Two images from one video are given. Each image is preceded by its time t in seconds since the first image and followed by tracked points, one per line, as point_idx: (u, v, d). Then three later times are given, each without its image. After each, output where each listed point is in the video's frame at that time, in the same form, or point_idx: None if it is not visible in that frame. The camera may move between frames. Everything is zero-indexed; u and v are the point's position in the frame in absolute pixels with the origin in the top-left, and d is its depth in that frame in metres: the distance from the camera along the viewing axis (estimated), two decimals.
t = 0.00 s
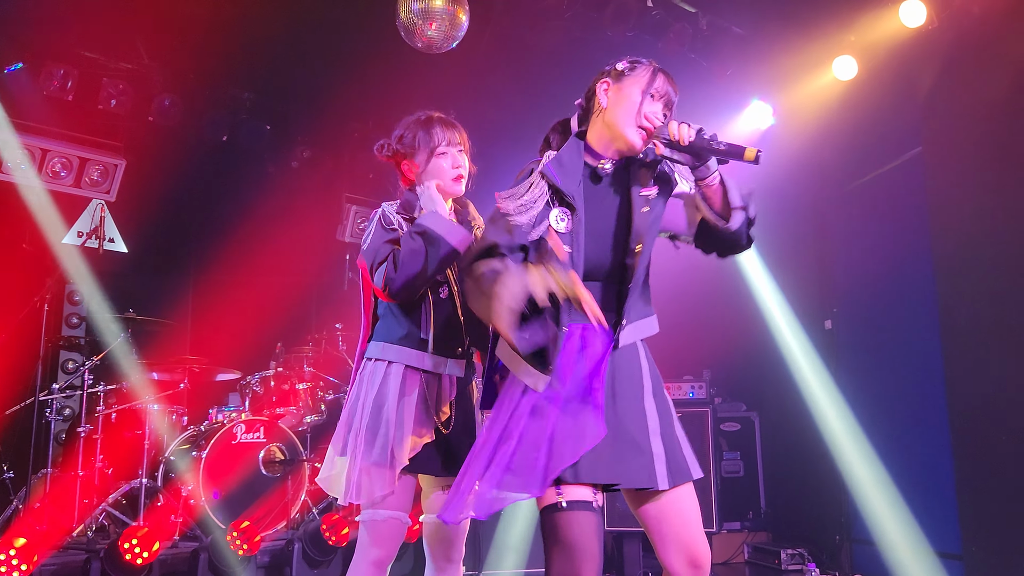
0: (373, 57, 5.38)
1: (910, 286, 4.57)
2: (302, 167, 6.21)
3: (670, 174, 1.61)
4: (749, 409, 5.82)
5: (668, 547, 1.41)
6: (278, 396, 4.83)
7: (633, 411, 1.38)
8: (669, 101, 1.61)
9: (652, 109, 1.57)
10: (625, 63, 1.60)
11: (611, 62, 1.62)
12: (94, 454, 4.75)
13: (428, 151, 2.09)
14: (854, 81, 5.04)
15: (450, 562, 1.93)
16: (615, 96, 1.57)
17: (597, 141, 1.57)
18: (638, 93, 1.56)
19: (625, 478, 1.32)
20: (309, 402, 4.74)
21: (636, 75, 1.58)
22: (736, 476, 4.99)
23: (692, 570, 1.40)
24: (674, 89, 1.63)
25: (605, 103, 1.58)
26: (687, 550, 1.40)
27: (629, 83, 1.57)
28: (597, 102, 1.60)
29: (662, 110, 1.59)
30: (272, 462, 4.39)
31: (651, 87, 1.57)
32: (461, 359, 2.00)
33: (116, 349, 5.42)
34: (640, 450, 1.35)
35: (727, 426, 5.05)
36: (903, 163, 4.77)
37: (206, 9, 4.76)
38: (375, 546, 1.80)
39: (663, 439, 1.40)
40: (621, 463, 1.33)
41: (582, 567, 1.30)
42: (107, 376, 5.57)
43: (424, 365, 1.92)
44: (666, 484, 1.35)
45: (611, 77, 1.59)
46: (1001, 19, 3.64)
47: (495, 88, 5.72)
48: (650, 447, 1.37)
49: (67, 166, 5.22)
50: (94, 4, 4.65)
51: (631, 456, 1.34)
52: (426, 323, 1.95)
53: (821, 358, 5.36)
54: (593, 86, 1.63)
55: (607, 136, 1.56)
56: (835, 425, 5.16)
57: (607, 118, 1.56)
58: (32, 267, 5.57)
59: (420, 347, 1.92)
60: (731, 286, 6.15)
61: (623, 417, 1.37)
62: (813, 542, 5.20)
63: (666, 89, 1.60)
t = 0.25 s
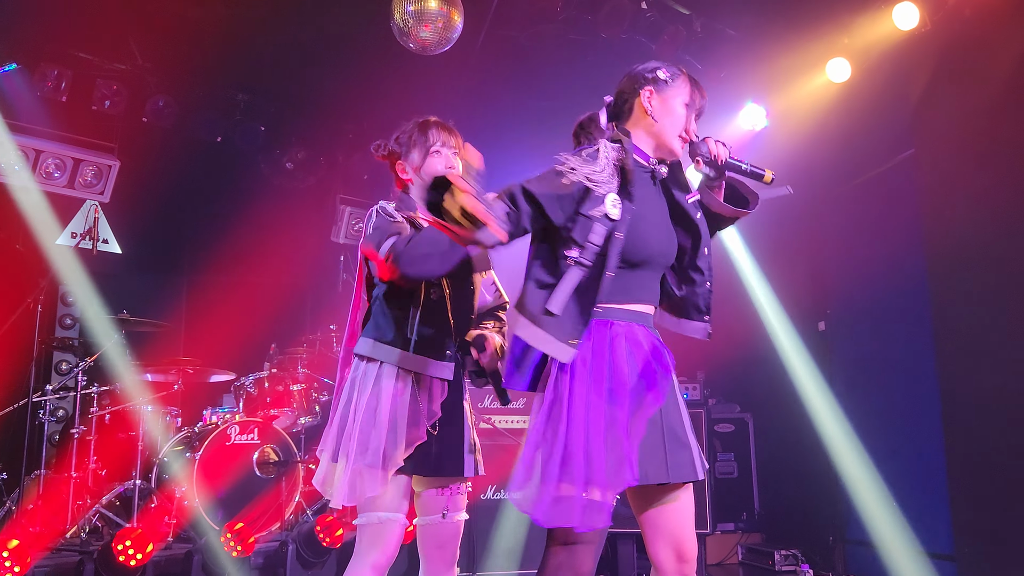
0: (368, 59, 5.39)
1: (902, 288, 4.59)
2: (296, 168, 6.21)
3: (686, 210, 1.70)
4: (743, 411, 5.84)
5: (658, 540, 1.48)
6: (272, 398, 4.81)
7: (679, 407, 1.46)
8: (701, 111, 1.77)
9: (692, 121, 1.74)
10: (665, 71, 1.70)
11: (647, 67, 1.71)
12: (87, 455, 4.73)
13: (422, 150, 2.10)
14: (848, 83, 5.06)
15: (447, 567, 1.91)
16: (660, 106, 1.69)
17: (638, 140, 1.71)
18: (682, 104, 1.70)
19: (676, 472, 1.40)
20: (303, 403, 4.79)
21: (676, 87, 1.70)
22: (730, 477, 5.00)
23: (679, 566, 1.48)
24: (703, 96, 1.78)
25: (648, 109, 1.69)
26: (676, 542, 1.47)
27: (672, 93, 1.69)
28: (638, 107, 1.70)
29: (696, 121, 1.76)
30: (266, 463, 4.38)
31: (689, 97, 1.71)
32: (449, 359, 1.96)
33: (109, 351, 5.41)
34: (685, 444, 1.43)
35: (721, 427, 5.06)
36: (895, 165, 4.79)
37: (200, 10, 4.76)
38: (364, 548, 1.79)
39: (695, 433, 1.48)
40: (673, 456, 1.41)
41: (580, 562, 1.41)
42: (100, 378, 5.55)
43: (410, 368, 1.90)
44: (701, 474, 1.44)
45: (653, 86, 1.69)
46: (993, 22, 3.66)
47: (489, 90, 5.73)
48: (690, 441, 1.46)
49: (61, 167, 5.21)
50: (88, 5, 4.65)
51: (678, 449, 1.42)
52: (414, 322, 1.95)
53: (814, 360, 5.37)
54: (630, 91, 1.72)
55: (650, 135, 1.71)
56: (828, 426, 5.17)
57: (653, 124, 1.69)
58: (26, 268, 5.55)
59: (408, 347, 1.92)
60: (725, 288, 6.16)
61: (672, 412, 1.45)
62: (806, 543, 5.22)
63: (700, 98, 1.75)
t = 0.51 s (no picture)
0: (364, 59, 5.38)
1: (898, 289, 4.60)
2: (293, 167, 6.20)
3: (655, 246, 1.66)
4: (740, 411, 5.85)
5: (664, 552, 1.50)
6: (268, 398, 4.82)
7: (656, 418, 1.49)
8: (685, 130, 1.69)
9: (671, 143, 1.67)
10: (644, 93, 1.64)
11: (630, 87, 1.66)
12: (84, 456, 4.73)
13: (404, 147, 2.11)
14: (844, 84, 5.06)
15: (435, 567, 1.98)
16: (635, 130, 1.63)
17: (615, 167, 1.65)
18: (658, 129, 1.63)
19: (649, 479, 1.43)
20: (299, 403, 4.82)
21: (655, 109, 1.63)
22: (726, 477, 5.02)
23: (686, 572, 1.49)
24: (689, 115, 1.70)
25: (625, 136, 1.64)
26: (682, 553, 1.49)
27: (650, 118, 1.63)
28: (616, 133, 1.65)
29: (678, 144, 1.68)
30: (263, 464, 4.38)
31: (669, 119, 1.64)
32: (405, 331, 1.93)
33: (106, 351, 5.40)
34: (662, 453, 1.46)
35: (717, 428, 5.06)
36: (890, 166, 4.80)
37: (197, 10, 4.76)
38: (356, 551, 1.80)
39: (680, 444, 1.51)
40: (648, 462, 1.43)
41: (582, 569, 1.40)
42: (96, 378, 5.55)
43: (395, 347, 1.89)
44: (686, 483, 1.46)
45: (630, 109, 1.64)
46: (989, 23, 3.66)
47: (486, 90, 5.73)
48: (672, 452, 1.48)
49: (58, 168, 5.20)
50: (84, 5, 4.65)
51: (655, 458, 1.45)
52: (395, 302, 1.94)
53: (810, 361, 5.38)
54: (610, 112, 1.67)
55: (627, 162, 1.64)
56: (824, 427, 5.18)
57: (629, 151, 1.63)
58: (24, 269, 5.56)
59: (389, 323, 1.90)
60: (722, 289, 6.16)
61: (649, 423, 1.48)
62: (803, 544, 5.23)
63: (683, 119, 1.67)
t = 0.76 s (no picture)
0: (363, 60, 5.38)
1: (896, 291, 4.60)
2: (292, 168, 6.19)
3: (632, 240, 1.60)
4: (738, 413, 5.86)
5: (646, 557, 1.48)
6: (267, 399, 4.82)
7: (631, 423, 1.47)
8: (649, 123, 1.68)
9: (634, 135, 1.64)
10: (601, 93, 1.67)
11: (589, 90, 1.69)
12: (82, 457, 4.72)
13: (408, 150, 2.10)
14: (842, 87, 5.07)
15: (428, 568, 2.00)
16: (594, 130, 1.65)
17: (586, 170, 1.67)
18: (617, 123, 1.63)
19: (629, 485, 1.40)
20: (297, 404, 4.84)
21: (612, 106, 1.65)
22: (725, 479, 5.02)
23: None
24: (651, 109, 1.69)
25: (587, 137, 1.66)
26: (664, 556, 1.47)
27: (607, 115, 1.64)
28: (579, 137, 1.68)
29: (643, 135, 1.65)
30: (261, 465, 4.33)
31: (628, 114, 1.64)
32: (406, 323, 1.96)
33: (105, 352, 5.40)
34: (638, 457, 1.44)
35: (716, 429, 5.07)
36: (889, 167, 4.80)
37: (195, 12, 4.76)
38: (349, 552, 1.80)
39: (654, 446, 1.48)
40: (625, 467, 1.41)
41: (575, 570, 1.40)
42: (95, 379, 5.54)
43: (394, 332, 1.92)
44: (661, 489, 1.44)
45: (588, 111, 1.67)
46: (987, 25, 3.66)
47: (483, 91, 5.73)
48: (648, 456, 1.46)
49: (56, 169, 5.21)
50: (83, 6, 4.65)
51: (632, 463, 1.43)
52: (393, 287, 1.97)
53: (807, 362, 5.38)
54: (573, 118, 1.71)
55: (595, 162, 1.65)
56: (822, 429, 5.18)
57: (593, 152, 1.65)
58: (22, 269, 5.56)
59: (384, 307, 1.92)
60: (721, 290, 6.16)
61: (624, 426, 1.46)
62: (801, 545, 5.23)
63: (644, 112, 1.67)
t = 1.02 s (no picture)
0: (362, 59, 5.38)
1: (895, 290, 4.61)
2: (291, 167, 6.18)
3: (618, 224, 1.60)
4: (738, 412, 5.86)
5: (630, 553, 1.49)
6: (267, 399, 4.83)
7: (625, 420, 1.48)
8: (631, 112, 1.69)
9: (617, 124, 1.65)
10: (581, 86, 1.69)
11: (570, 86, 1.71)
12: (82, 456, 4.72)
13: (411, 152, 2.14)
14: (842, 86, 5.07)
15: (426, 567, 1.99)
16: (576, 123, 1.67)
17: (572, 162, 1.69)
18: (598, 112, 1.65)
19: (622, 483, 1.42)
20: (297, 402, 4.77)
21: (592, 97, 1.67)
22: (724, 478, 5.02)
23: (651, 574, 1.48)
24: (633, 98, 1.70)
25: (569, 129, 1.68)
26: (648, 553, 1.48)
27: (587, 105, 1.66)
28: (562, 131, 1.70)
29: (626, 123, 1.67)
30: (261, 464, 4.38)
31: (609, 103, 1.65)
32: (389, 350, 1.89)
33: (105, 352, 5.40)
34: (631, 455, 1.45)
35: (715, 428, 5.07)
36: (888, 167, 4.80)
37: (194, 11, 4.76)
38: (348, 551, 1.80)
39: (646, 446, 1.50)
40: (618, 465, 1.42)
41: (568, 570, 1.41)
42: (95, 378, 5.54)
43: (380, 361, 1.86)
44: (651, 487, 1.45)
45: (570, 104, 1.69)
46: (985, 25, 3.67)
47: (483, 91, 5.73)
48: (640, 454, 1.47)
49: (55, 168, 5.21)
50: (82, 5, 4.64)
51: (624, 461, 1.44)
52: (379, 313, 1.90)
53: (807, 361, 5.38)
54: (557, 114, 1.73)
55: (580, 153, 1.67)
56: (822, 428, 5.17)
57: (576, 143, 1.66)
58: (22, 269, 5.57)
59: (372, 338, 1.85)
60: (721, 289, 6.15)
61: (618, 425, 1.46)
62: (800, 544, 5.23)
63: (624, 100, 1.68)
